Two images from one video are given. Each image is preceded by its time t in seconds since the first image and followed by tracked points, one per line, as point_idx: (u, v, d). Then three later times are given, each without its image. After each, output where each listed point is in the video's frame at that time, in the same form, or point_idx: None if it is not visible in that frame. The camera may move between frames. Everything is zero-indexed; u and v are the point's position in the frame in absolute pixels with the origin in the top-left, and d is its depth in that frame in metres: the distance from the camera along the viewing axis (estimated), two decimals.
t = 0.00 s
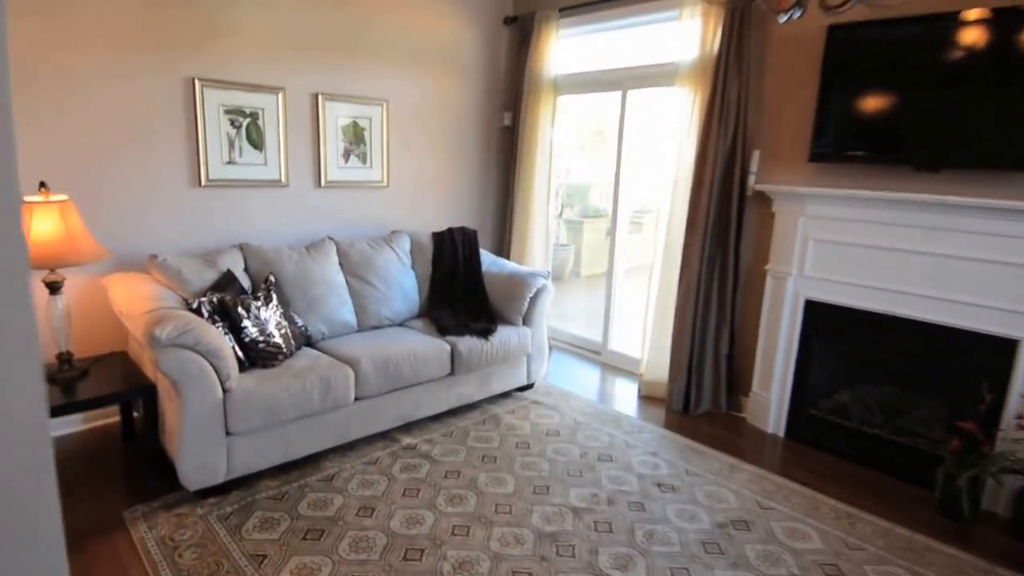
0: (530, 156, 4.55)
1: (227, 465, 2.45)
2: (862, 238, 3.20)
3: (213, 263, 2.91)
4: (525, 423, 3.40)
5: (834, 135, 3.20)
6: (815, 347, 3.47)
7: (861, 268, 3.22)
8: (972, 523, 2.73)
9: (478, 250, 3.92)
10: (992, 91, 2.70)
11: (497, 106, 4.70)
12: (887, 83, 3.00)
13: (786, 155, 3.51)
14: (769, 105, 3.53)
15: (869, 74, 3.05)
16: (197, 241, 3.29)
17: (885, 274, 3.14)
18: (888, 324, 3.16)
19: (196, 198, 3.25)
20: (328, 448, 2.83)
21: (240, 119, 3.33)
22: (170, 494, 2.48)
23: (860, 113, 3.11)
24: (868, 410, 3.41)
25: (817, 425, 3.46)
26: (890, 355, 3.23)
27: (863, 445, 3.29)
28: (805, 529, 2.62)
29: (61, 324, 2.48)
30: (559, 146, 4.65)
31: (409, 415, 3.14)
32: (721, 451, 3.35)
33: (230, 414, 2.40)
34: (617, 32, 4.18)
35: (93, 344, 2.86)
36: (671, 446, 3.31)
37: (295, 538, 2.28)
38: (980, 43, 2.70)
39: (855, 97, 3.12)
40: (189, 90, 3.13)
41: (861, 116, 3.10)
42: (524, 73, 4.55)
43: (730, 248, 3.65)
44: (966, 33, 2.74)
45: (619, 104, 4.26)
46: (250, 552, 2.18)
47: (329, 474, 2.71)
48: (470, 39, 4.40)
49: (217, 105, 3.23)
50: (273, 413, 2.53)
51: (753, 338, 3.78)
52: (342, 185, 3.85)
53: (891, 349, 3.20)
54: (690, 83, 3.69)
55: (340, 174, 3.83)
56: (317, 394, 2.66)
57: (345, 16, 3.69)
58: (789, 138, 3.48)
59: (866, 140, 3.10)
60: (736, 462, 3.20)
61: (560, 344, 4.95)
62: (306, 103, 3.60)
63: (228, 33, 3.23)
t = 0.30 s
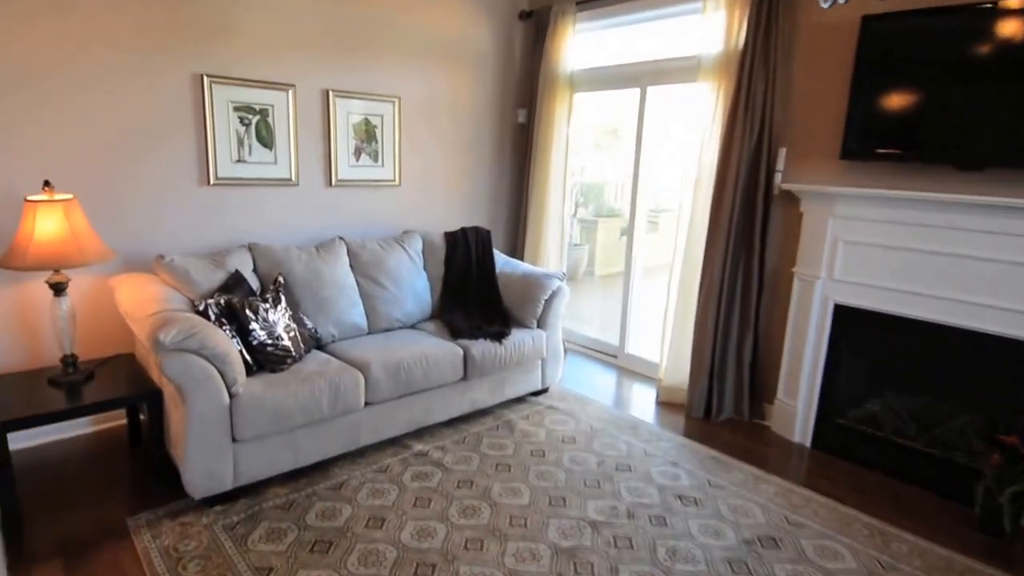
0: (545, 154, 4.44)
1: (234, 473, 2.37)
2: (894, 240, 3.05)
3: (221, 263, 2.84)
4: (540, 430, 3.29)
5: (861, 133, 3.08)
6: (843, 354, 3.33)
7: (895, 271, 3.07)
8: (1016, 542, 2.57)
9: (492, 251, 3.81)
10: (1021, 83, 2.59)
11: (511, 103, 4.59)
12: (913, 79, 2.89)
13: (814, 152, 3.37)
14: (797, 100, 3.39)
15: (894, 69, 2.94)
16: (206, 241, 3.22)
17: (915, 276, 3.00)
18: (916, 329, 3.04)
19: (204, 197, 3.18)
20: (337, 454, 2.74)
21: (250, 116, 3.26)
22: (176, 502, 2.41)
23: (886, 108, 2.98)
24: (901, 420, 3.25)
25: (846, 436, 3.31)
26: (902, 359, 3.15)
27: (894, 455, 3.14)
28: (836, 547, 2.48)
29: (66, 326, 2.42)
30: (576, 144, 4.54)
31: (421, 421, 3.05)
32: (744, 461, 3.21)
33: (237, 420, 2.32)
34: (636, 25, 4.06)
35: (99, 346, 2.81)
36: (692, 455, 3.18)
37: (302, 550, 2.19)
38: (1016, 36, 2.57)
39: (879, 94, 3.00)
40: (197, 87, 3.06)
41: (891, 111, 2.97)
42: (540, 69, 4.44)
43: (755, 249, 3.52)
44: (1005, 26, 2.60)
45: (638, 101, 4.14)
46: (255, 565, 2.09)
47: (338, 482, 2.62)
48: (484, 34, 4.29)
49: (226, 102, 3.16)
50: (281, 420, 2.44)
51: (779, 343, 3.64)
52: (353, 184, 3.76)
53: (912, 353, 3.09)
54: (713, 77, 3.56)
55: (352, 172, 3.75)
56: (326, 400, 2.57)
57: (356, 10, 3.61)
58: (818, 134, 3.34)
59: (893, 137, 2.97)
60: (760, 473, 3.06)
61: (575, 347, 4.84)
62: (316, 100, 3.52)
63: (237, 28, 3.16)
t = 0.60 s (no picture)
0: (559, 152, 4.32)
1: (235, 482, 2.28)
2: (927, 243, 2.89)
3: (225, 264, 2.76)
4: (552, 437, 3.17)
5: (890, 129, 2.93)
6: (871, 362, 3.17)
7: (928, 275, 2.91)
8: None
9: (503, 252, 3.71)
10: None
11: (524, 100, 4.48)
12: (946, 73, 2.75)
13: (840, 150, 3.21)
14: (823, 95, 3.24)
15: (929, 61, 2.78)
16: (211, 241, 3.15)
17: (950, 281, 2.84)
18: (951, 336, 2.88)
19: (210, 196, 3.11)
20: (343, 462, 2.65)
21: (256, 113, 3.18)
22: (176, 511, 2.33)
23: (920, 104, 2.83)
24: (933, 432, 3.08)
25: (874, 447, 3.16)
26: (935, 367, 2.99)
27: (925, 467, 2.98)
28: (868, 568, 2.34)
29: (65, 329, 2.36)
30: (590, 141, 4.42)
31: (429, 427, 2.95)
32: (766, 472, 3.07)
33: (239, 428, 2.23)
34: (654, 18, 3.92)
35: (99, 350, 2.76)
36: (712, 467, 3.04)
37: (304, 564, 2.09)
38: None
39: (905, 91, 2.87)
40: (203, 83, 2.99)
41: (926, 107, 2.81)
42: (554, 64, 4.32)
43: (777, 251, 3.38)
44: None
45: (655, 97, 4.00)
46: None
47: (343, 492, 2.53)
48: (496, 29, 4.18)
49: (232, 98, 3.09)
50: (284, 427, 2.35)
51: (803, 349, 3.49)
52: (362, 182, 3.68)
53: (947, 362, 2.93)
54: (734, 71, 3.41)
55: (360, 170, 3.66)
56: (330, 406, 2.48)
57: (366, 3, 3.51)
58: (845, 131, 3.19)
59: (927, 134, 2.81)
60: (784, 486, 2.92)
61: (588, 350, 4.72)
62: (325, 97, 3.43)
63: (243, 22, 3.08)
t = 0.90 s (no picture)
0: (571, 150, 4.18)
1: (231, 492, 2.19)
2: (961, 245, 2.72)
3: (225, 265, 2.68)
4: (563, 446, 3.05)
5: (923, 125, 2.76)
6: (900, 371, 2.99)
7: (962, 279, 2.74)
8: None
9: (513, 253, 3.59)
10: None
11: (536, 97, 4.35)
12: (985, 65, 2.57)
13: (867, 147, 3.05)
14: (849, 90, 3.08)
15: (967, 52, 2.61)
16: (212, 241, 3.08)
17: (986, 286, 2.67)
18: (987, 345, 2.70)
19: (212, 195, 3.03)
20: (345, 472, 2.55)
21: (259, 110, 3.10)
22: (170, 522, 2.25)
23: (951, 99, 2.68)
24: (963, 442, 2.90)
25: (901, 460, 2.99)
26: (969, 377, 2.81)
27: (957, 482, 2.82)
28: None
29: (57, 332, 2.31)
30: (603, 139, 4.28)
31: (435, 435, 2.84)
32: (787, 485, 2.92)
33: (234, 436, 2.14)
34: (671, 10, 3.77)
35: (94, 352, 2.75)
36: (730, 479, 2.90)
37: None
38: None
39: (933, 87, 2.72)
40: (204, 78, 2.91)
41: (958, 101, 2.66)
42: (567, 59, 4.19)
43: (799, 253, 3.22)
44: None
45: (671, 93, 3.86)
46: None
47: (344, 503, 2.43)
48: (507, 23, 4.06)
49: (235, 94, 3.00)
50: (283, 435, 2.26)
51: (826, 355, 3.33)
52: (368, 181, 3.58)
53: (982, 372, 2.75)
54: (754, 66, 3.26)
55: (367, 169, 3.56)
56: (331, 414, 2.38)
57: None
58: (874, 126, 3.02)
59: (963, 130, 2.65)
60: (806, 501, 2.77)
61: (600, 353, 4.58)
62: (330, 93, 3.34)
63: (246, 15, 2.99)
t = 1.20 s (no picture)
0: (580, 148, 4.06)
1: (224, 504, 2.11)
2: (995, 247, 2.56)
3: (222, 267, 2.59)
4: (571, 456, 2.93)
5: (953, 120, 2.61)
6: (926, 380, 2.84)
7: (994, 285, 2.58)
8: None
9: (519, 253, 3.48)
10: None
11: (544, 93, 4.23)
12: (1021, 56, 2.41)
13: (892, 144, 2.90)
14: (873, 84, 2.93)
15: (1002, 42, 2.44)
16: (210, 241, 2.99)
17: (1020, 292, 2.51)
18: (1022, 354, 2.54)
19: (210, 194, 2.95)
20: (344, 482, 2.46)
21: (259, 107, 3.01)
22: (162, 535, 2.17)
23: (983, 92, 2.51)
24: (993, 455, 2.73)
25: (927, 473, 2.83)
26: (1000, 388, 2.65)
27: (988, 498, 2.66)
28: None
29: (46, 336, 2.24)
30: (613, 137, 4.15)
31: (437, 444, 2.74)
32: (806, 499, 2.78)
33: (227, 447, 2.06)
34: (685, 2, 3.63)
35: (88, 355, 2.68)
36: (746, 492, 2.76)
37: None
38: None
39: (964, 79, 2.56)
40: (202, 74, 2.82)
41: (991, 94, 2.49)
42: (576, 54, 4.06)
43: (819, 255, 3.07)
44: None
45: (684, 88, 3.72)
46: None
47: (342, 515, 2.33)
48: (515, 17, 3.94)
49: (233, 91, 2.92)
50: (277, 445, 2.17)
51: (847, 362, 3.18)
52: (371, 180, 3.49)
53: (1016, 382, 2.59)
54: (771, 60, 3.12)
55: (370, 167, 3.47)
56: (328, 423, 2.29)
57: None
58: (898, 123, 2.87)
59: (997, 125, 2.48)
60: (827, 516, 2.63)
61: (609, 356, 4.46)
62: (332, 89, 3.24)
63: (245, 9, 2.90)
